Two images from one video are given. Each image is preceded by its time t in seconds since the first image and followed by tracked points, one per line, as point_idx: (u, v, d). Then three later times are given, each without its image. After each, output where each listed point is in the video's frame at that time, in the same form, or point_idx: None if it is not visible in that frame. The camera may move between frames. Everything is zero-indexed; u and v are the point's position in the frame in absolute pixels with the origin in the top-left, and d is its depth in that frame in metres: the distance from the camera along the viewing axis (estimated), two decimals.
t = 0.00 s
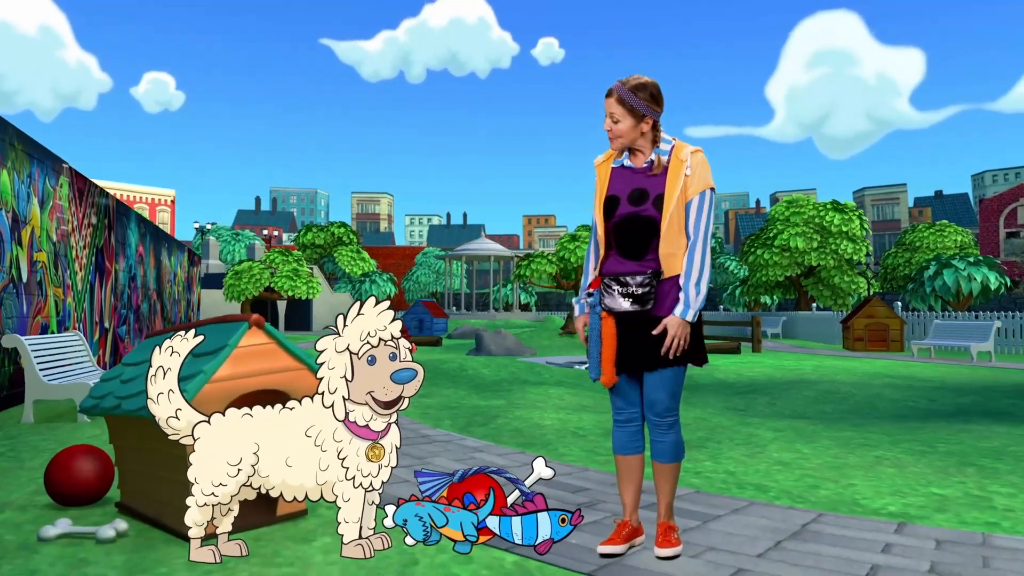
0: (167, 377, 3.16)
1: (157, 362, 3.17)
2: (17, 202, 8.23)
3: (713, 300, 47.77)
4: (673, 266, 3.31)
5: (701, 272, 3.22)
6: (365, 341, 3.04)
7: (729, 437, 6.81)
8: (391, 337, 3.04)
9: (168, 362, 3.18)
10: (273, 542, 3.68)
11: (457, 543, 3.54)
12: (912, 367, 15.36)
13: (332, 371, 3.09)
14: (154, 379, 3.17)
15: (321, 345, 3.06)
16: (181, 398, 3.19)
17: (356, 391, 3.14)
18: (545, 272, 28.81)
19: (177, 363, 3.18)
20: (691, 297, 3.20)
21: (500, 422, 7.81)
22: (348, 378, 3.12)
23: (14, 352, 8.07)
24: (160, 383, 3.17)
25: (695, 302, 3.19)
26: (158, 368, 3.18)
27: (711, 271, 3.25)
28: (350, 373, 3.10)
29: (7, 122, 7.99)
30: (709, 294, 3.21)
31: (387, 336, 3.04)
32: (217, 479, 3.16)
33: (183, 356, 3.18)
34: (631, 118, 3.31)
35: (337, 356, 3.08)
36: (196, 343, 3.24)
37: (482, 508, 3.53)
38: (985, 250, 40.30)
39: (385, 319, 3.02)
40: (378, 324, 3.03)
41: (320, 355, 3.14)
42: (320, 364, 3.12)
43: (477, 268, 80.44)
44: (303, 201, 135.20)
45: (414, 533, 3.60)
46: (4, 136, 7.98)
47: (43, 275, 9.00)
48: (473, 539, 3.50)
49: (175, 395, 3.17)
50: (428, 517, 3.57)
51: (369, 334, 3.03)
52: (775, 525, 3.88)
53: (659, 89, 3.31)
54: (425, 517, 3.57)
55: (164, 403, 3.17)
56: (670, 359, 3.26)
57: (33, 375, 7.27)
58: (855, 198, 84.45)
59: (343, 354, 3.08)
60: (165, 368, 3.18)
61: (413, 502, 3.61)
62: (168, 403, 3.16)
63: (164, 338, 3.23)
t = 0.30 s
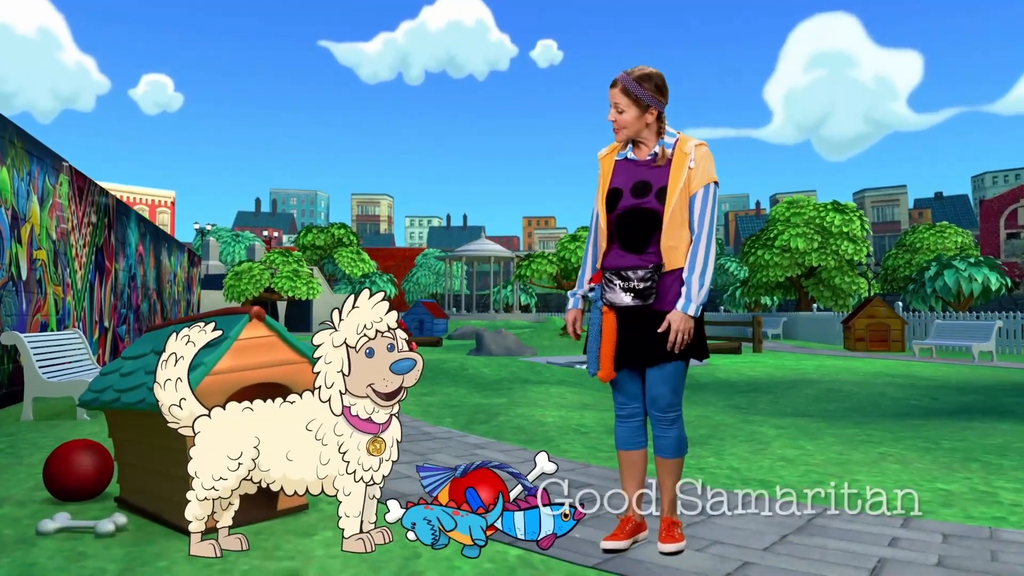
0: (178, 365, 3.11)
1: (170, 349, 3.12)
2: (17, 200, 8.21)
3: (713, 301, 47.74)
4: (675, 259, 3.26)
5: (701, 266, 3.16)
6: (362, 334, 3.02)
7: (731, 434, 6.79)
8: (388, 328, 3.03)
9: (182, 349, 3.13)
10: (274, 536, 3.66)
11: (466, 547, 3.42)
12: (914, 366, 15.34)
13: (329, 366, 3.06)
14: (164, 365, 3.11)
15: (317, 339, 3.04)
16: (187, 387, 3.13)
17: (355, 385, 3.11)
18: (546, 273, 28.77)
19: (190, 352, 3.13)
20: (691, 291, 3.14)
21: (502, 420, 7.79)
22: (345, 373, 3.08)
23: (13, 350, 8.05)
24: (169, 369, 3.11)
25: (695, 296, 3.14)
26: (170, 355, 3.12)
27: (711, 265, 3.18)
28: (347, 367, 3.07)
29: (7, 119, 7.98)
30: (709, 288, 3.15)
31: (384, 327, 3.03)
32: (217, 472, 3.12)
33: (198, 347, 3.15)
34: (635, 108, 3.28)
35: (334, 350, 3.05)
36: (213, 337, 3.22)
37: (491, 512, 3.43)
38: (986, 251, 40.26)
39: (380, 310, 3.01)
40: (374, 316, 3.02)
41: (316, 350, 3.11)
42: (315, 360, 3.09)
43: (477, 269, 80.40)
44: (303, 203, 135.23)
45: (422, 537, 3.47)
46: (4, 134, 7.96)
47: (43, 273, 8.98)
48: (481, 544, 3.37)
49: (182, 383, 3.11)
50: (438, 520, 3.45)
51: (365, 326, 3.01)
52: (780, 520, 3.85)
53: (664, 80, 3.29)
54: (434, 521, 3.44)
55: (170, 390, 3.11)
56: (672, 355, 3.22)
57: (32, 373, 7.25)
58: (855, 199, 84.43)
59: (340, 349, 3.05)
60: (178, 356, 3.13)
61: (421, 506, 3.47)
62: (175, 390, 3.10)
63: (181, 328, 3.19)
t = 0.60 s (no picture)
0: (184, 361, 3.10)
1: (176, 345, 3.12)
2: (17, 199, 8.21)
3: (713, 301, 47.76)
4: (676, 258, 3.25)
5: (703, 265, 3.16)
6: (361, 332, 3.00)
7: (733, 433, 6.78)
8: (386, 325, 3.00)
9: (188, 346, 3.14)
10: (274, 533, 3.64)
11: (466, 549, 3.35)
12: (914, 366, 15.34)
13: (327, 364, 3.05)
14: (169, 361, 3.11)
15: (316, 338, 3.03)
16: (190, 384, 3.11)
17: (354, 383, 3.09)
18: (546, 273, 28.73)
19: (197, 349, 3.14)
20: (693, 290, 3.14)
21: (502, 419, 7.78)
22: (343, 371, 3.07)
23: (13, 349, 8.04)
24: (174, 365, 3.10)
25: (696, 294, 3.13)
26: (176, 351, 3.12)
27: (713, 264, 3.18)
28: (346, 365, 3.06)
29: (7, 118, 7.98)
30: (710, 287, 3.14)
31: (382, 325, 3.00)
32: (217, 471, 3.10)
33: (204, 344, 3.17)
34: (636, 106, 3.27)
35: (332, 349, 3.04)
36: (218, 335, 3.27)
37: (493, 513, 3.40)
38: (986, 252, 40.25)
39: (378, 308, 2.97)
40: (372, 314, 2.98)
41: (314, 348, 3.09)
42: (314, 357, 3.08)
43: (477, 270, 80.43)
44: (303, 204, 135.22)
45: (423, 537, 3.42)
46: (4, 133, 7.95)
47: (43, 272, 8.97)
48: (482, 544, 3.31)
49: (185, 380, 3.10)
50: (439, 521, 3.40)
51: (364, 324, 2.99)
52: (782, 518, 3.84)
53: (665, 78, 3.27)
54: (436, 521, 3.40)
55: (173, 386, 3.10)
56: (673, 354, 3.20)
57: (32, 372, 7.23)
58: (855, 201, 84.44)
59: (339, 347, 3.04)
60: (183, 352, 3.13)
61: (423, 506, 3.45)
62: (178, 386, 3.08)
63: (188, 324, 3.21)
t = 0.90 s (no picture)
0: (180, 362, 3.06)
1: (173, 346, 3.07)
2: (17, 198, 8.20)
3: (712, 302, 47.78)
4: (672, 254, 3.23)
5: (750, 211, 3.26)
6: (361, 332, 3.00)
7: (733, 433, 6.77)
8: (386, 325, 3.00)
9: (184, 347, 3.08)
10: (274, 532, 3.63)
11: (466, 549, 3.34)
12: (914, 366, 15.34)
13: (327, 363, 3.04)
14: (165, 362, 3.07)
15: (316, 337, 3.02)
16: (189, 385, 3.09)
17: (354, 382, 3.09)
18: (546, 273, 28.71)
19: (193, 350, 3.09)
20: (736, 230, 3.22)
21: (503, 418, 7.77)
22: (343, 370, 3.07)
23: (12, 349, 8.03)
24: (170, 367, 3.07)
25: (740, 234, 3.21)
26: (172, 352, 3.08)
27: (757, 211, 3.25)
28: (346, 365, 3.06)
29: (6, 118, 7.97)
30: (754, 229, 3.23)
31: (382, 325, 2.99)
32: (217, 471, 3.09)
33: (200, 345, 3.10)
34: (643, 90, 3.27)
35: (332, 348, 3.03)
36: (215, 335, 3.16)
37: (493, 513, 3.39)
38: (986, 252, 40.25)
39: (378, 307, 2.96)
40: (372, 314, 2.97)
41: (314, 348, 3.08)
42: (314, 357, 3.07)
43: (478, 270, 80.48)
44: (303, 204, 135.28)
45: (423, 537, 3.41)
46: (3, 132, 7.94)
47: (43, 272, 8.96)
48: (482, 544, 3.29)
49: (184, 381, 3.07)
50: (439, 520, 3.40)
51: (364, 324, 2.98)
52: (783, 518, 3.83)
53: (676, 73, 3.30)
54: (436, 521, 3.40)
55: (171, 387, 3.07)
56: (672, 355, 3.20)
57: (32, 372, 7.22)
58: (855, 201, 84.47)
59: (339, 347, 3.03)
60: (179, 353, 3.08)
61: (423, 505, 3.44)
62: (175, 388, 3.06)
63: (183, 324, 3.12)
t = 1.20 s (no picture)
0: (170, 367, 3.05)
1: (160, 352, 3.05)
2: (17, 198, 8.20)
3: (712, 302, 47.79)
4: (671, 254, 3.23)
5: (737, 224, 3.25)
6: (363, 332, 3.00)
7: (733, 433, 6.77)
8: (388, 326, 3.01)
9: (172, 352, 3.06)
10: (274, 532, 3.63)
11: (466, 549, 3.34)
12: (914, 366, 15.33)
13: (328, 363, 3.04)
14: (156, 369, 3.05)
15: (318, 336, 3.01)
16: (183, 389, 3.08)
17: (354, 382, 3.09)
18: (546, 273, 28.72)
19: (180, 354, 3.06)
20: (719, 243, 3.24)
21: (503, 418, 7.77)
22: (344, 370, 3.07)
23: (12, 349, 8.03)
24: (162, 373, 3.06)
25: (722, 248, 3.24)
26: (161, 358, 3.06)
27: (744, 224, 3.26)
28: (346, 364, 3.05)
29: (7, 118, 7.98)
30: (737, 245, 3.25)
31: (385, 326, 3.00)
32: (217, 471, 3.09)
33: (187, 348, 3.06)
34: (641, 85, 3.28)
35: (333, 347, 3.02)
36: (201, 335, 3.10)
37: (493, 513, 3.39)
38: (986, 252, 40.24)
39: (381, 308, 2.98)
40: (375, 314, 2.99)
41: (315, 347, 3.07)
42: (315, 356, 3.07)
43: (477, 270, 80.49)
44: (303, 204, 135.35)
45: (423, 537, 3.41)
46: (3, 132, 7.94)
47: (43, 272, 8.96)
48: (482, 544, 3.29)
49: (177, 385, 3.07)
50: (439, 520, 3.40)
51: (366, 324, 2.99)
52: (782, 518, 3.83)
53: (672, 70, 3.32)
54: (436, 521, 3.39)
55: (165, 394, 3.07)
56: (676, 356, 3.19)
57: (31, 372, 7.21)
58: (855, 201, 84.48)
59: (340, 346, 3.03)
60: (167, 359, 3.07)
61: (423, 505, 3.44)
62: (170, 393, 3.06)
63: (169, 328, 3.08)
